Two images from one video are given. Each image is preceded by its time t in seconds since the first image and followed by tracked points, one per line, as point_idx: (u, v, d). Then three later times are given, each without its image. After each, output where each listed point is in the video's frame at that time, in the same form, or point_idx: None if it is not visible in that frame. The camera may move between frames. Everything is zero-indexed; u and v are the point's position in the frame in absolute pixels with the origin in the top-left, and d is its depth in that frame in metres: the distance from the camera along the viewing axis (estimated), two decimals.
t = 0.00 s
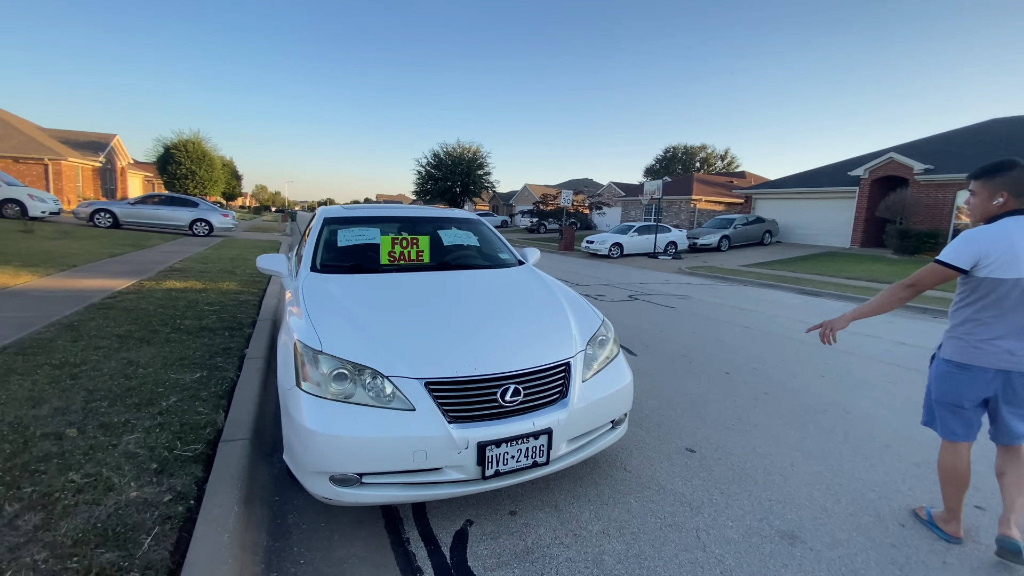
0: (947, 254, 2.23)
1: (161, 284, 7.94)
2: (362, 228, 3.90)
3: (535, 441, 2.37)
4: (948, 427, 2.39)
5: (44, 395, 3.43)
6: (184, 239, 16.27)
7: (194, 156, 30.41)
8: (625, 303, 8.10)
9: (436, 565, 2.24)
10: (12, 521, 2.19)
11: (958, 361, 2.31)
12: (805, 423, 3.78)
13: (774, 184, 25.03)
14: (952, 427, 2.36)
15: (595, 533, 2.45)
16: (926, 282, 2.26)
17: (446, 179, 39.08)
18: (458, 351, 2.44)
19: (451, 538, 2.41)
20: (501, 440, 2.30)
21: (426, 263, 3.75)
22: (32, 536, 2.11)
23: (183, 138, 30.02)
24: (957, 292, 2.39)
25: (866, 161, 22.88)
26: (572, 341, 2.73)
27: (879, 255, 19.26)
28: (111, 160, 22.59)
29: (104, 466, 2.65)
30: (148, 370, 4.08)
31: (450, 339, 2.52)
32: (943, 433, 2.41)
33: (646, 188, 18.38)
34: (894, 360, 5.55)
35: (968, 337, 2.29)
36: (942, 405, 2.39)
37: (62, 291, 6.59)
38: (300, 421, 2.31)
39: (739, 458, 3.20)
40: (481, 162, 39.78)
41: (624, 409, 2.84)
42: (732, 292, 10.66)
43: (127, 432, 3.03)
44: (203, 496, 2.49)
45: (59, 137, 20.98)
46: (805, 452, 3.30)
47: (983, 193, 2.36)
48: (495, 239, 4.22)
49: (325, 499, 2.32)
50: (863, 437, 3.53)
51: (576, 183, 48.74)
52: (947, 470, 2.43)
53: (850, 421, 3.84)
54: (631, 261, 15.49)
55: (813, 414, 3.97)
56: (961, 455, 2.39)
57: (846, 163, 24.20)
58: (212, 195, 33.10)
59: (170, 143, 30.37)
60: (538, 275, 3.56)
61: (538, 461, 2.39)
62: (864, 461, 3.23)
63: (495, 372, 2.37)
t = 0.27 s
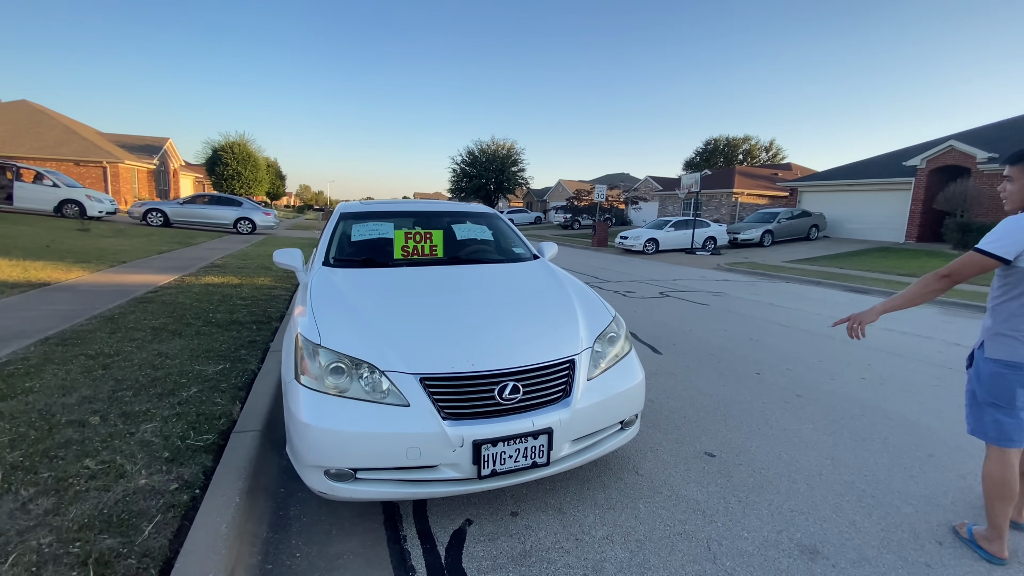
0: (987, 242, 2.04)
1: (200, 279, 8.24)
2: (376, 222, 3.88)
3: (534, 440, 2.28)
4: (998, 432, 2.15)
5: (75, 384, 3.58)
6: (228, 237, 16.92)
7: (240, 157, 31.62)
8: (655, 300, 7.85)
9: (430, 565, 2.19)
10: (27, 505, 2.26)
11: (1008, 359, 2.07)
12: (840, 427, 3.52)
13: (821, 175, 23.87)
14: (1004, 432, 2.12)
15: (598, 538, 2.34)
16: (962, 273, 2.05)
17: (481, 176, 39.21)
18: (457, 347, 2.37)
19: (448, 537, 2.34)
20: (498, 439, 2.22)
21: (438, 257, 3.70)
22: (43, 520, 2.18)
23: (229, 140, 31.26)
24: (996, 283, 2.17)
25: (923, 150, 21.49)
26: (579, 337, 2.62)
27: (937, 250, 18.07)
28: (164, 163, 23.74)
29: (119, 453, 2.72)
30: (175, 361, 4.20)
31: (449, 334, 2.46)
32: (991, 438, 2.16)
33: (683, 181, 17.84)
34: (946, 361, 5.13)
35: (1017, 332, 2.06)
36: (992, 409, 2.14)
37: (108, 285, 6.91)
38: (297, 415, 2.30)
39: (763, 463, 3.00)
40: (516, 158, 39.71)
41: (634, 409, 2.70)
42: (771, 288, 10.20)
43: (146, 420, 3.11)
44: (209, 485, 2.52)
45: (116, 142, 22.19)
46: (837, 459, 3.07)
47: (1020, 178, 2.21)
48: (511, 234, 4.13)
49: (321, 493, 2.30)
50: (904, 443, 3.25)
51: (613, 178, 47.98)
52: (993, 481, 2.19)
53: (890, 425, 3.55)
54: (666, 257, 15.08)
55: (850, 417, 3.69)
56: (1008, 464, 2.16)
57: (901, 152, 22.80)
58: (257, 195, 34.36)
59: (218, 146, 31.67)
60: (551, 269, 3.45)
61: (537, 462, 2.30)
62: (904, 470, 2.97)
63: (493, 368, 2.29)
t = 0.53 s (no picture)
0: None
1: (239, 275, 8.56)
2: (390, 218, 3.90)
3: (527, 439, 2.23)
4: None
5: (110, 373, 3.79)
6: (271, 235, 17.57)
7: (284, 159, 32.78)
8: (685, 298, 7.61)
9: (420, 561, 2.18)
10: (50, 486, 2.41)
11: None
12: (871, 433, 3.29)
13: (874, 167, 22.57)
14: None
15: (594, 541, 2.27)
16: (999, 266, 2.02)
17: (516, 174, 39.16)
18: (451, 344, 2.34)
19: (441, 533, 2.33)
20: (489, 436, 2.19)
21: (450, 253, 3.69)
22: (61, 501, 2.31)
23: (274, 143, 32.46)
24: None
25: (989, 138, 19.97)
26: (579, 334, 2.55)
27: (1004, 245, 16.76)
28: (215, 165, 24.92)
29: (139, 440, 2.85)
30: (203, 353, 4.38)
31: (445, 330, 2.44)
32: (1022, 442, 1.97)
33: (723, 175, 17.23)
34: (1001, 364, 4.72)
35: None
36: None
37: (153, 281, 7.28)
38: (294, 406, 2.33)
39: (781, 470, 2.84)
40: (551, 154, 39.52)
41: (637, 409, 2.62)
42: (814, 286, 9.71)
43: (168, 408, 3.25)
44: (216, 473, 2.60)
45: (170, 145, 23.40)
46: (862, 467, 2.87)
47: None
48: (525, 230, 4.08)
49: (318, 484, 2.33)
50: (940, 452, 3.02)
51: (653, 172, 46.98)
52: None
53: (929, 432, 3.28)
54: (703, 254, 14.62)
55: (885, 422, 3.44)
56: None
57: (964, 141, 21.28)
58: (301, 195, 35.56)
59: (265, 148, 32.92)
60: (561, 266, 3.39)
61: (531, 461, 2.25)
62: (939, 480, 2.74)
63: (486, 365, 2.26)
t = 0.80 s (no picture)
0: None
1: (274, 271, 8.89)
2: (400, 215, 3.95)
3: (510, 434, 2.23)
4: None
5: (140, 362, 4.03)
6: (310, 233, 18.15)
7: (325, 159, 33.77)
8: (713, 296, 7.38)
9: (403, 550, 2.21)
10: (69, 466, 2.60)
11: None
12: (890, 440, 3.11)
13: (931, 159, 21.21)
14: None
15: (577, 539, 2.25)
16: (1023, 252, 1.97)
17: (551, 171, 38.95)
18: (439, 339, 2.36)
19: (427, 524, 2.36)
20: (472, 430, 2.20)
21: (457, 249, 3.71)
22: (76, 480, 2.49)
23: (315, 144, 33.48)
24: None
25: None
26: (570, 330, 2.53)
27: None
28: (260, 166, 25.95)
29: (155, 424, 3.03)
30: (228, 343, 4.58)
31: (434, 325, 2.46)
32: None
33: (764, 170, 16.58)
34: None
35: None
36: None
37: (192, 276, 7.66)
38: (287, 395, 2.41)
39: (785, 475, 2.72)
40: (587, 151, 39.11)
41: (630, 408, 2.57)
42: (856, 286, 9.22)
43: (187, 395, 3.43)
44: (221, 457, 2.72)
45: (219, 148, 24.52)
46: (875, 475, 2.71)
47: None
48: (534, 226, 4.06)
49: (309, 471, 2.40)
50: (965, 462, 2.82)
51: (693, 168, 45.79)
52: None
53: (955, 440, 3.07)
54: (741, 252, 14.13)
55: (908, 428, 3.24)
56: None
57: None
58: (342, 194, 36.55)
59: (308, 149, 34.01)
60: (564, 262, 3.36)
61: (514, 456, 2.25)
62: (958, 491, 2.56)
63: (470, 360, 2.27)
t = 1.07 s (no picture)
0: None
1: (304, 268, 9.16)
2: (411, 215, 4.00)
3: (496, 435, 2.23)
4: None
5: (167, 354, 4.22)
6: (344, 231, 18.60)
7: (360, 159, 34.53)
8: (740, 297, 7.15)
9: (390, 547, 2.24)
10: (89, 452, 2.75)
11: None
12: (911, 452, 2.94)
13: (989, 154, 19.91)
14: None
15: (563, 544, 2.22)
16: None
17: (584, 169, 38.60)
18: (431, 341, 2.37)
19: (416, 521, 2.38)
20: (458, 430, 2.21)
21: (465, 249, 3.72)
22: (93, 465, 2.64)
23: (351, 143, 34.27)
24: None
25: None
26: (564, 332, 2.50)
27: None
28: (299, 166, 26.77)
29: (172, 414, 3.17)
30: (251, 338, 4.75)
31: (426, 326, 2.48)
32: None
33: (804, 166, 15.93)
34: None
35: None
36: None
37: (226, 272, 7.98)
38: (285, 391, 2.48)
39: (790, 487, 2.61)
40: (621, 148, 38.56)
41: (624, 413, 2.52)
42: (899, 288, 8.75)
43: (205, 387, 3.58)
44: (227, 447, 2.83)
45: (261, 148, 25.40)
46: (888, 489, 2.57)
47: None
48: (544, 225, 4.04)
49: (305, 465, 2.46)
50: (990, 479, 2.64)
51: (732, 164, 44.45)
52: None
53: (982, 455, 2.88)
54: (777, 251, 13.63)
55: (932, 441, 3.05)
56: None
57: None
58: (377, 193, 37.30)
59: (343, 149, 34.79)
60: (568, 263, 3.32)
61: (500, 457, 2.25)
62: (978, 510, 2.40)
63: (459, 361, 2.28)
